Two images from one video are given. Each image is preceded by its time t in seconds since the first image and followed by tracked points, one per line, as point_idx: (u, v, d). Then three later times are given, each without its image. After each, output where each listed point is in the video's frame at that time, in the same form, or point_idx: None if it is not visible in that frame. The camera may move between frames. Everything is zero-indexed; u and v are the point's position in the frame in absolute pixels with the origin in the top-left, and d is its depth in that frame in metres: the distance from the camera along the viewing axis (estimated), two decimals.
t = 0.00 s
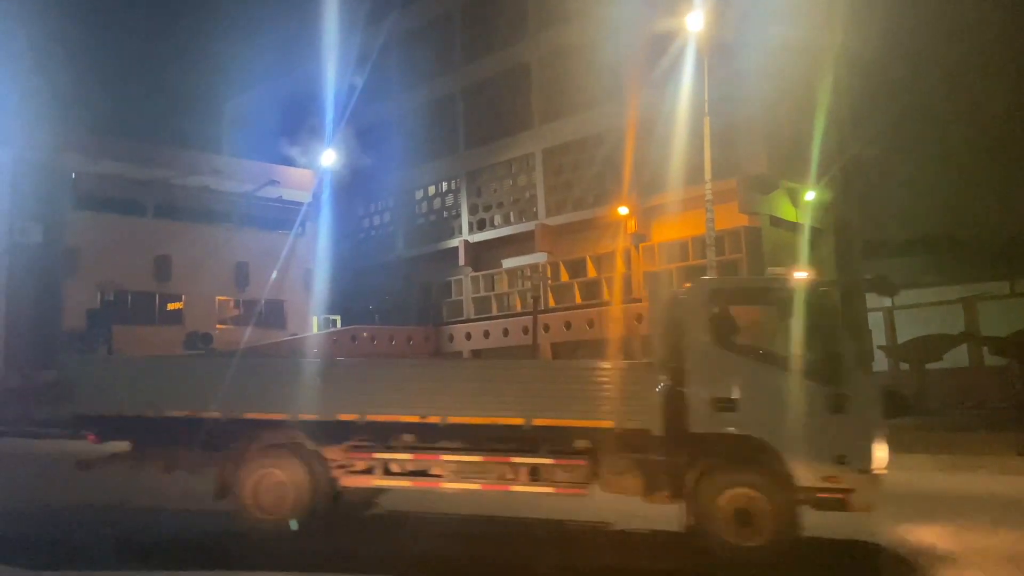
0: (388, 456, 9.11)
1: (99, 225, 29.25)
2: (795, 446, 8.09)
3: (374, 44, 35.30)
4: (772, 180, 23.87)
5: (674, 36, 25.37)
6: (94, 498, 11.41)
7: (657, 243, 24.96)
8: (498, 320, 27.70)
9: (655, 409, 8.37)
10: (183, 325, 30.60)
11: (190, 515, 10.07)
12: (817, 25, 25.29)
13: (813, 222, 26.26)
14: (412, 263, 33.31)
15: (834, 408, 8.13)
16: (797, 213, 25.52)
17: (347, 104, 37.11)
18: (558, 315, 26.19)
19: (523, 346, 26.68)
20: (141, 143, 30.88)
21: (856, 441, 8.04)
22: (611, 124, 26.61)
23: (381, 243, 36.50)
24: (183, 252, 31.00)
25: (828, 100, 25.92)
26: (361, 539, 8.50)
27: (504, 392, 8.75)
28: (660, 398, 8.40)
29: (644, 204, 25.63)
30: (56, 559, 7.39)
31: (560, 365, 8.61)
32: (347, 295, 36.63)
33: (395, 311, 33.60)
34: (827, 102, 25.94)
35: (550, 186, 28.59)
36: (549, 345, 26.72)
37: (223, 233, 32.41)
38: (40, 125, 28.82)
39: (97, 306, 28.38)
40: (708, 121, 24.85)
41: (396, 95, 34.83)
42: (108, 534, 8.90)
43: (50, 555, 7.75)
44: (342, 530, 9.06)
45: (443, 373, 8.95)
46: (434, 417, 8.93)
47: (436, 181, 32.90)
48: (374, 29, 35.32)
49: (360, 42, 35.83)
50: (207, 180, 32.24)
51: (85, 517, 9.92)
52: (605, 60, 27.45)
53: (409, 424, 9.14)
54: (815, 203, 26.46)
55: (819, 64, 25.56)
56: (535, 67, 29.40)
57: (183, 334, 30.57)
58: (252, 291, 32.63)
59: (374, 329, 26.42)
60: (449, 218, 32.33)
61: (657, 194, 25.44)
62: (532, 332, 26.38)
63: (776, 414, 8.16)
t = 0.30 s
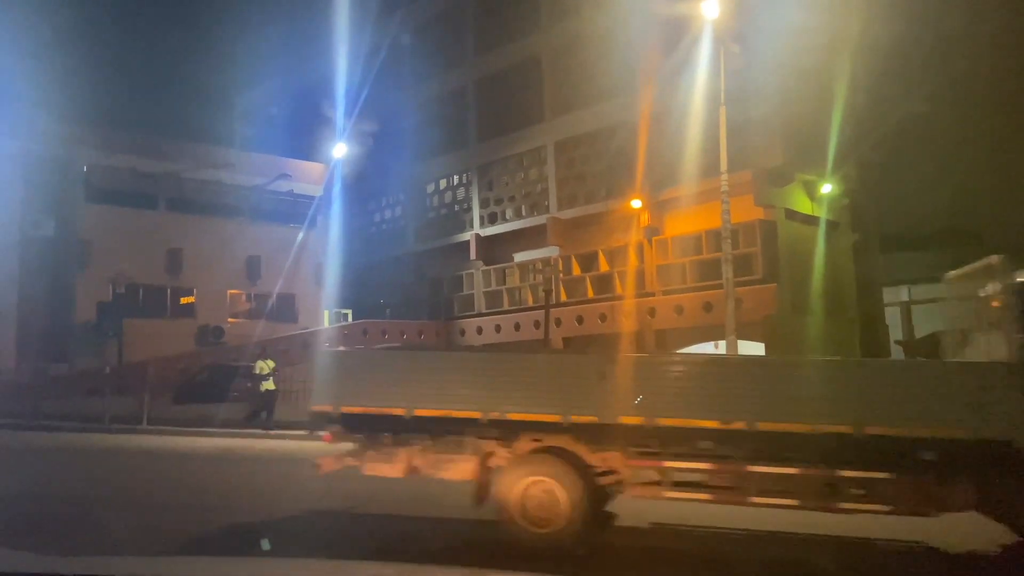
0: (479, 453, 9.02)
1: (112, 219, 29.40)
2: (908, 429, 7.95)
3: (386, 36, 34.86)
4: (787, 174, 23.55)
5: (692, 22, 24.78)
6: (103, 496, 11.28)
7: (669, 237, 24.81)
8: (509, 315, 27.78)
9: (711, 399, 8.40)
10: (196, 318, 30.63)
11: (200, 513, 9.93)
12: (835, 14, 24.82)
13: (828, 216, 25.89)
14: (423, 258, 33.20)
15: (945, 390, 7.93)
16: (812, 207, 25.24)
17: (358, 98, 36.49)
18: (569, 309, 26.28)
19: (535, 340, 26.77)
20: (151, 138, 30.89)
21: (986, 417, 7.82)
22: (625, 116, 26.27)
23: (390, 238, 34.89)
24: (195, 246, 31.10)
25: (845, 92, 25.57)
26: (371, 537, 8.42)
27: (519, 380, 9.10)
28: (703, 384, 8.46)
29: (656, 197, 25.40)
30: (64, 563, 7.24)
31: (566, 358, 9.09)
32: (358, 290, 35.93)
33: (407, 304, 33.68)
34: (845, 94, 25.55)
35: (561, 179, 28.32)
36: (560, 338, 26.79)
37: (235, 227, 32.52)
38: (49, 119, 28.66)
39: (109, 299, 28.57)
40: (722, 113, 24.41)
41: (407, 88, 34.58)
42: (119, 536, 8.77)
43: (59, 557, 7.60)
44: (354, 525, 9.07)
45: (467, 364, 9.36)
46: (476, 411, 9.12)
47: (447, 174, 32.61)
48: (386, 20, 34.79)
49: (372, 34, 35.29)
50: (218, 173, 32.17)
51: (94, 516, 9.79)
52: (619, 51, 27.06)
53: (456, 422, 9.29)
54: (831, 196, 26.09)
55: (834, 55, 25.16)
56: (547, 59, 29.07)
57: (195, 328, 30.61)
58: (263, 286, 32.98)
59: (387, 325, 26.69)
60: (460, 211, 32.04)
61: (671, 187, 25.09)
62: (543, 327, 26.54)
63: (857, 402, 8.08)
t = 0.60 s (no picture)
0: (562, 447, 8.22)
1: (120, 215, 29.22)
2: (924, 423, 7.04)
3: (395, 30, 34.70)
4: (802, 165, 23.24)
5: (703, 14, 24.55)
6: (107, 491, 11.12)
7: (681, 231, 24.49)
8: (518, 310, 27.36)
9: (721, 386, 7.59)
10: (206, 312, 30.56)
11: (205, 507, 9.76)
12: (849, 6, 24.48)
13: (842, 209, 25.53)
14: (432, 253, 33.01)
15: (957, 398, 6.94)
16: (827, 199, 24.90)
17: (366, 94, 36.49)
18: (579, 304, 25.87)
19: (545, 336, 26.41)
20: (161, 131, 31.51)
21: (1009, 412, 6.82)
22: (636, 108, 26.03)
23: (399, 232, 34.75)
24: (204, 239, 31.05)
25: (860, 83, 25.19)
26: (382, 532, 8.23)
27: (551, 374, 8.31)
28: (712, 374, 7.61)
29: (667, 191, 25.14)
30: (67, 558, 7.07)
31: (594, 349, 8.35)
32: (367, 285, 35.78)
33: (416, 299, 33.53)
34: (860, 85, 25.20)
35: (572, 173, 28.09)
36: (571, 334, 26.38)
37: (245, 220, 32.43)
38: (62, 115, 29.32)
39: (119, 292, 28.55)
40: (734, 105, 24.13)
41: (416, 82, 34.49)
42: (125, 530, 8.62)
43: (66, 551, 7.44)
44: (364, 521, 8.88)
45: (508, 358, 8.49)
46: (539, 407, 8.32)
47: (456, 168, 32.46)
48: (394, 14, 34.64)
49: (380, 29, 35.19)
50: (226, 167, 32.95)
51: (98, 510, 9.64)
52: (630, 43, 26.82)
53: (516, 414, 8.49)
54: (845, 189, 25.74)
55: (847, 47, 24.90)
56: (557, 51, 28.85)
57: (204, 322, 30.52)
58: (273, 280, 32.70)
59: (396, 319, 26.49)
60: (469, 205, 31.84)
61: (682, 180, 24.85)
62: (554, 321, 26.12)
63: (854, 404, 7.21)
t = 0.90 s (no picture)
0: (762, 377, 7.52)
1: (126, 211, 29.14)
2: None
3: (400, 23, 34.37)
4: (813, 156, 22.94)
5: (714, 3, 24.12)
6: (113, 487, 11.04)
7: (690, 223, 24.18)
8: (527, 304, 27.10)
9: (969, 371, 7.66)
10: (212, 309, 30.51)
11: (212, 502, 9.66)
12: None
13: (854, 200, 25.20)
14: (439, 247, 32.83)
15: None
16: (838, 191, 24.58)
17: (372, 89, 36.24)
18: (588, 298, 25.62)
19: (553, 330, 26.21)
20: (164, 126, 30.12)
21: None
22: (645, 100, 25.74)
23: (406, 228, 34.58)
24: (210, 235, 30.98)
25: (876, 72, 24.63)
26: (388, 528, 8.10)
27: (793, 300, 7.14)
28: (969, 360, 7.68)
29: (677, 183, 24.90)
30: (68, 552, 6.98)
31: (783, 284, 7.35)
32: (375, 280, 35.65)
33: (423, 293, 33.39)
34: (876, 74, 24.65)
35: (579, 166, 27.84)
36: (579, 328, 26.17)
37: (251, 216, 32.29)
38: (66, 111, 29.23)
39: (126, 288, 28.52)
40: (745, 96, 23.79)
41: (422, 76, 34.21)
42: (129, 525, 8.54)
43: (68, 547, 7.36)
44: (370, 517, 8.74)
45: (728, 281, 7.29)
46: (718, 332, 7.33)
47: (463, 162, 32.23)
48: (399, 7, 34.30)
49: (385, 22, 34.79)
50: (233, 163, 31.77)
51: (104, 506, 9.56)
52: (638, 34, 26.50)
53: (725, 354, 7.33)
54: (857, 180, 25.41)
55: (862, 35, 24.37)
56: (564, 43, 28.54)
57: (211, 318, 30.46)
58: (280, 276, 32.63)
59: (403, 314, 26.39)
60: (476, 199, 31.62)
61: (691, 172, 24.62)
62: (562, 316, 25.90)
63: None
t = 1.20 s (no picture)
0: None
1: (128, 208, 29.03)
2: None
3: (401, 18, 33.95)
4: (820, 148, 22.67)
5: None
6: (113, 487, 10.87)
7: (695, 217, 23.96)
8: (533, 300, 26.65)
9: None
10: (215, 306, 30.43)
11: (214, 502, 9.50)
12: None
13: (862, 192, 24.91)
14: (443, 243, 32.64)
15: None
16: (846, 183, 24.30)
17: (374, 85, 36.02)
18: (593, 294, 25.25)
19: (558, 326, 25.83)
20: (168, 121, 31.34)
21: None
22: (649, 93, 25.49)
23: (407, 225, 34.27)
24: (212, 232, 30.85)
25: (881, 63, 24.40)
26: (392, 529, 7.92)
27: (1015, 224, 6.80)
28: None
29: (682, 176, 24.72)
30: (67, 554, 6.83)
31: None
32: (378, 277, 35.48)
33: (426, 290, 33.19)
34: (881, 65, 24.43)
35: (583, 160, 27.63)
36: (585, 323, 25.85)
37: (254, 213, 32.18)
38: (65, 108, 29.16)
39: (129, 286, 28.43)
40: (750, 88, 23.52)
41: (424, 71, 33.95)
42: (127, 525, 8.38)
43: (69, 548, 7.21)
44: (372, 517, 8.54)
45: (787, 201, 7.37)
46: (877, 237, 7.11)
47: (466, 158, 32.04)
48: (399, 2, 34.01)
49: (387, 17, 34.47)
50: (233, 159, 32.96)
51: (106, 507, 9.41)
52: (642, 26, 26.22)
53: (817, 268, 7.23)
54: (865, 172, 25.14)
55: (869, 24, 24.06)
56: (567, 36, 28.29)
57: (214, 316, 30.36)
58: (283, 273, 32.52)
59: (406, 311, 26.20)
60: (480, 195, 31.41)
61: (697, 165, 24.44)
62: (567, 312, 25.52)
63: None
